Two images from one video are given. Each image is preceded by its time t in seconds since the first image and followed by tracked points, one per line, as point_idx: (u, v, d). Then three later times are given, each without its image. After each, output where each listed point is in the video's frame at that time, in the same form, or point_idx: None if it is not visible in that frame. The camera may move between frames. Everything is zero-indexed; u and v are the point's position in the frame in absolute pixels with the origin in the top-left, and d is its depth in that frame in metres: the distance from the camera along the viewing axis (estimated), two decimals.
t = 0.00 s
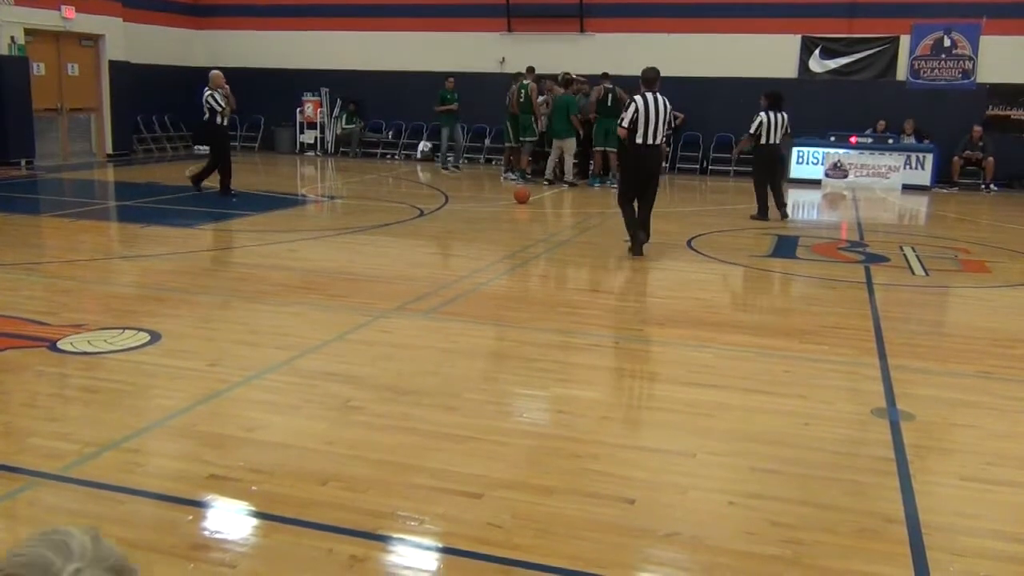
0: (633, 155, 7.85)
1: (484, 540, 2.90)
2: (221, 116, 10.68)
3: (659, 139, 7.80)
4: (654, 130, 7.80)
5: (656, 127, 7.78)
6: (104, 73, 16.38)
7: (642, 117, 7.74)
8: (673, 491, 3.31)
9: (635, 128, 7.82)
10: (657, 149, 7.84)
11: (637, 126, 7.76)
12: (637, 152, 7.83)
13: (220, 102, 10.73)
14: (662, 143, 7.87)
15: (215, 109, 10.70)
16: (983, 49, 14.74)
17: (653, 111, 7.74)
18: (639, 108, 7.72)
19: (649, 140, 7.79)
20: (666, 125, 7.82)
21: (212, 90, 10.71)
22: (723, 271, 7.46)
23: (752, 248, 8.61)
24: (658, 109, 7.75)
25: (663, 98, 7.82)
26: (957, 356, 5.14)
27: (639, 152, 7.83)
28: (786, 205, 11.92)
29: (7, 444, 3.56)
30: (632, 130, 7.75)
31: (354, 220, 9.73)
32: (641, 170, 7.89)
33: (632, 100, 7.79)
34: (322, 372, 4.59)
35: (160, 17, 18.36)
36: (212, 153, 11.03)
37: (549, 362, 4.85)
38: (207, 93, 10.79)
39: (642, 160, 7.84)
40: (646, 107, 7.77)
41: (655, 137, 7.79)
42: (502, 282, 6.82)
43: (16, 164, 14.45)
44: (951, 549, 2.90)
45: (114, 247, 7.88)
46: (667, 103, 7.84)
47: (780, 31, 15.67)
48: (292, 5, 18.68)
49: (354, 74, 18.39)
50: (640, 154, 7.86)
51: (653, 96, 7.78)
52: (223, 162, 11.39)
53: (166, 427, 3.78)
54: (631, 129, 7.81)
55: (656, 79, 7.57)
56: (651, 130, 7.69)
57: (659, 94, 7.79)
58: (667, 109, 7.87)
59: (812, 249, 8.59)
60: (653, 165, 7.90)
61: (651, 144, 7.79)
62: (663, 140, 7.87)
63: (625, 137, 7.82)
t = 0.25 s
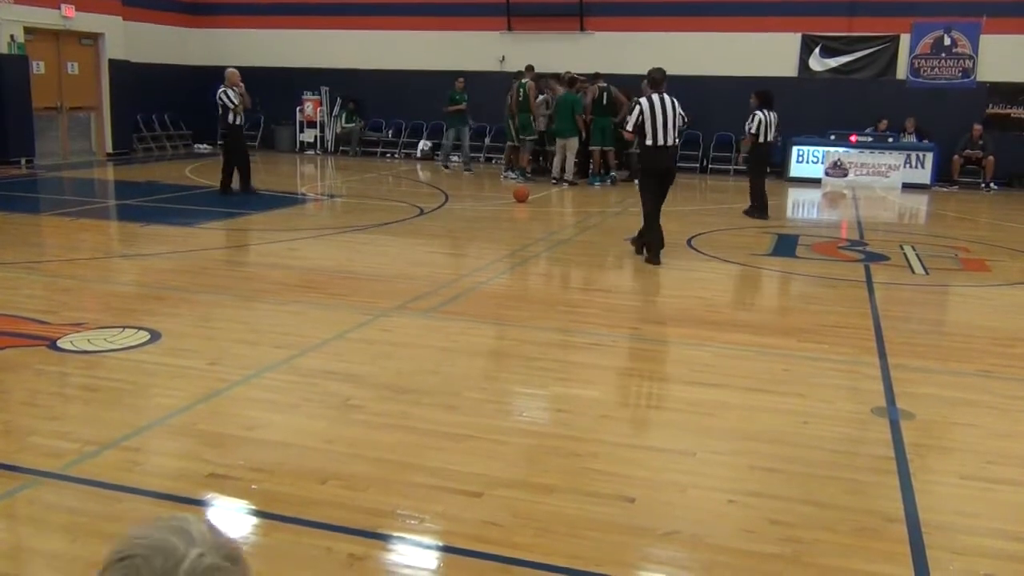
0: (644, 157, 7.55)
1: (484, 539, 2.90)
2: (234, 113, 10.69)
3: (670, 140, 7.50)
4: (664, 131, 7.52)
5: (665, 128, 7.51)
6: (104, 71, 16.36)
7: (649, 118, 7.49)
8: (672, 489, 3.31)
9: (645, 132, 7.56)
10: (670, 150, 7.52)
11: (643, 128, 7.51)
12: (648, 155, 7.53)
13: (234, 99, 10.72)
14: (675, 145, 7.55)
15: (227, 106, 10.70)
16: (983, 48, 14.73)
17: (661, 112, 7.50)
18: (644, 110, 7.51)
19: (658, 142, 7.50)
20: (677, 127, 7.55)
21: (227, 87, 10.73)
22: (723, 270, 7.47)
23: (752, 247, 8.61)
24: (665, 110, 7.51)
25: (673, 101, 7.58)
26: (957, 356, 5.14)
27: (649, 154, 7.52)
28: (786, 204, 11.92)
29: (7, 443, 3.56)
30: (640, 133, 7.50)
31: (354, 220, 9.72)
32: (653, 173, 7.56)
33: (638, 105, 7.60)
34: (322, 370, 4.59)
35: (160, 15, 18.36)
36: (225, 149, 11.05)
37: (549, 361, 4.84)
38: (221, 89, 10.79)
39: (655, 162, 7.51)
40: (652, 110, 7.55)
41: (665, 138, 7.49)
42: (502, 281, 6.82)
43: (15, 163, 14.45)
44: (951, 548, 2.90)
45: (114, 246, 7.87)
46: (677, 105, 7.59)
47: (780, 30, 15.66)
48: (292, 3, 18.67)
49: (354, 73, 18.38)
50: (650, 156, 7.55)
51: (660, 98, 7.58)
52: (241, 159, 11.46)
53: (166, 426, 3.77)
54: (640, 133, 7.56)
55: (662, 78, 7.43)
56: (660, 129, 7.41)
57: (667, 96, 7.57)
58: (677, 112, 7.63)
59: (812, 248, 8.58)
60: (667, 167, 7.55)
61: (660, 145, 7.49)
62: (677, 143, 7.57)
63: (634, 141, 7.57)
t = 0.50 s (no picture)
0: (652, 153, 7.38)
1: (485, 538, 2.90)
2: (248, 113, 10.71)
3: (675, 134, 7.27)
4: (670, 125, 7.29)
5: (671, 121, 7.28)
6: (103, 71, 16.36)
7: (654, 114, 7.29)
8: (672, 488, 3.31)
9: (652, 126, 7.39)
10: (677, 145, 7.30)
11: (649, 124, 7.34)
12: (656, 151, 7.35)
13: (248, 100, 10.76)
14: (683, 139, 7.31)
15: (242, 107, 10.74)
16: (983, 47, 14.74)
17: (667, 107, 7.27)
18: (650, 105, 7.32)
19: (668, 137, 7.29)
20: (686, 121, 7.30)
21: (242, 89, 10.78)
22: (723, 269, 7.46)
23: (752, 246, 8.60)
24: (672, 105, 7.27)
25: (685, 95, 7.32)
26: (957, 354, 5.14)
27: (656, 150, 7.32)
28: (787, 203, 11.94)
29: (7, 442, 3.56)
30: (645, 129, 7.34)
31: (354, 219, 9.71)
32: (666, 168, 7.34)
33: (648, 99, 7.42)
34: (322, 370, 4.59)
35: (160, 15, 18.36)
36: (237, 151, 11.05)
37: (549, 360, 4.84)
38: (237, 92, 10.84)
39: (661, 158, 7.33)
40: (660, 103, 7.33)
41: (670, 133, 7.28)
42: (502, 281, 6.82)
43: (15, 162, 14.44)
44: (951, 547, 2.90)
45: (114, 245, 7.87)
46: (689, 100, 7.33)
47: (780, 29, 15.67)
48: (292, 3, 18.67)
49: (354, 72, 18.38)
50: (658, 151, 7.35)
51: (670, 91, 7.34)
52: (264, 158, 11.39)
53: (165, 425, 3.77)
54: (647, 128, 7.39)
55: (673, 73, 7.23)
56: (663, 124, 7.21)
57: (678, 91, 7.32)
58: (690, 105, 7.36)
59: (812, 247, 8.58)
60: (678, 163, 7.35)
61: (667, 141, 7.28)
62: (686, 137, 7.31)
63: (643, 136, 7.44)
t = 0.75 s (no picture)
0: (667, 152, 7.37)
1: (485, 537, 2.90)
2: (267, 110, 10.75)
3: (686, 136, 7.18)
4: (683, 126, 7.20)
5: (683, 122, 7.18)
6: (103, 69, 16.36)
7: (669, 113, 7.24)
8: (672, 487, 3.31)
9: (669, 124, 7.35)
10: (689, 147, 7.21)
11: (664, 123, 7.31)
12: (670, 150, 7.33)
13: (266, 98, 10.81)
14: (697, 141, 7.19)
15: (260, 104, 10.78)
16: (983, 46, 14.74)
17: (682, 107, 7.16)
18: (667, 104, 7.26)
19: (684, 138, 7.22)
20: (699, 122, 7.15)
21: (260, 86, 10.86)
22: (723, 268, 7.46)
23: (752, 244, 8.59)
24: (685, 105, 7.14)
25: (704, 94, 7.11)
26: (956, 353, 5.14)
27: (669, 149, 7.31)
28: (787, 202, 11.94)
29: (8, 440, 3.56)
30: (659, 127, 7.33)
31: (354, 217, 9.70)
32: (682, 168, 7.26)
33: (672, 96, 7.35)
34: (322, 368, 4.59)
35: (160, 13, 18.36)
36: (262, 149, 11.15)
37: (549, 359, 4.84)
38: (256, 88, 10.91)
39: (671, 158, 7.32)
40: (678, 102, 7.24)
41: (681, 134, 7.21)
42: (502, 279, 6.82)
43: (14, 161, 14.43)
44: (951, 545, 2.90)
45: (114, 244, 7.88)
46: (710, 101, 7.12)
47: (780, 27, 15.67)
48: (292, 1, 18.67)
49: (354, 70, 18.37)
50: (671, 152, 7.33)
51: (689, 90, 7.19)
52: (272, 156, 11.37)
53: (165, 424, 3.78)
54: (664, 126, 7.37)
55: (692, 74, 7.10)
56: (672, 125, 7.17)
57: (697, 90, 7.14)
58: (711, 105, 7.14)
59: (813, 246, 8.58)
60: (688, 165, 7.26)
61: (680, 140, 7.24)
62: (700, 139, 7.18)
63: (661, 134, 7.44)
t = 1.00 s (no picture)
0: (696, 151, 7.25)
1: (485, 536, 2.90)
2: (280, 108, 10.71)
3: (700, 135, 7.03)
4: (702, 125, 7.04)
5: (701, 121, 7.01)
6: (102, 68, 16.34)
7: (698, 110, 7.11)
8: (672, 485, 3.31)
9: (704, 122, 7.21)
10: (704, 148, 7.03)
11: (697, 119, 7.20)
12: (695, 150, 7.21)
13: (280, 96, 10.80)
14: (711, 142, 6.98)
15: (274, 103, 10.77)
16: (983, 45, 14.73)
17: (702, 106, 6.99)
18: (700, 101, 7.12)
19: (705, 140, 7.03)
20: (712, 124, 6.92)
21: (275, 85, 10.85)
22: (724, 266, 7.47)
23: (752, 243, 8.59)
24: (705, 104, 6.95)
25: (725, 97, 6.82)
26: (956, 352, 5.14)
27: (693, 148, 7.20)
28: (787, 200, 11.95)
29: (8, 439, 3.56)
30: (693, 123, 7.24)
31: (354, 216, 9.70)
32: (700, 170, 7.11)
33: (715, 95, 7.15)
34: (323, 367, 4.59)
35: (160, 12, 18.35)
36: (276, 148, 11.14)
37: (549, 358, 4.84)
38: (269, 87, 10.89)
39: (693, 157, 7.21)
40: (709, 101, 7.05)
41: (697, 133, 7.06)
42: (502, 278, 6.82)
43: (14, 159, 14.42)
44: (951, 544, 2.90)
45: (113, 242, 7.88)
46: (727, 104, 6.79)
47: (780, 26, 15.66)
48: None
49: (354, 69, 18.36)
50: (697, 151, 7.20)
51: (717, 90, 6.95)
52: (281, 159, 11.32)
53: (166, 422, 3.77)
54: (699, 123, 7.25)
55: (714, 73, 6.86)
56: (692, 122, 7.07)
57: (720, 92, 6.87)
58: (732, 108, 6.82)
59: (813, 245, 8.58)
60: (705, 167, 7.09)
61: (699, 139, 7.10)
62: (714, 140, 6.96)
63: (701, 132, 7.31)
